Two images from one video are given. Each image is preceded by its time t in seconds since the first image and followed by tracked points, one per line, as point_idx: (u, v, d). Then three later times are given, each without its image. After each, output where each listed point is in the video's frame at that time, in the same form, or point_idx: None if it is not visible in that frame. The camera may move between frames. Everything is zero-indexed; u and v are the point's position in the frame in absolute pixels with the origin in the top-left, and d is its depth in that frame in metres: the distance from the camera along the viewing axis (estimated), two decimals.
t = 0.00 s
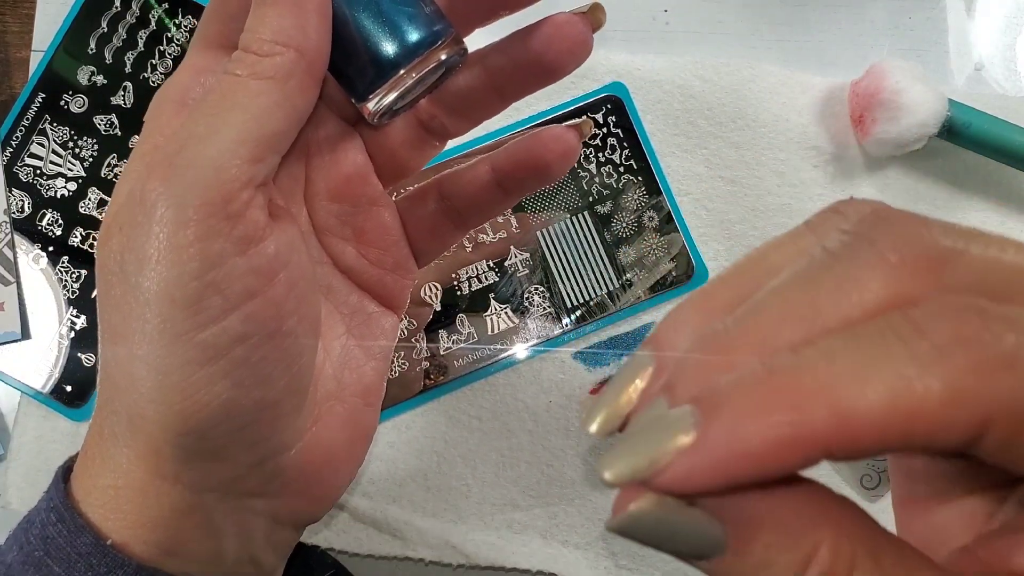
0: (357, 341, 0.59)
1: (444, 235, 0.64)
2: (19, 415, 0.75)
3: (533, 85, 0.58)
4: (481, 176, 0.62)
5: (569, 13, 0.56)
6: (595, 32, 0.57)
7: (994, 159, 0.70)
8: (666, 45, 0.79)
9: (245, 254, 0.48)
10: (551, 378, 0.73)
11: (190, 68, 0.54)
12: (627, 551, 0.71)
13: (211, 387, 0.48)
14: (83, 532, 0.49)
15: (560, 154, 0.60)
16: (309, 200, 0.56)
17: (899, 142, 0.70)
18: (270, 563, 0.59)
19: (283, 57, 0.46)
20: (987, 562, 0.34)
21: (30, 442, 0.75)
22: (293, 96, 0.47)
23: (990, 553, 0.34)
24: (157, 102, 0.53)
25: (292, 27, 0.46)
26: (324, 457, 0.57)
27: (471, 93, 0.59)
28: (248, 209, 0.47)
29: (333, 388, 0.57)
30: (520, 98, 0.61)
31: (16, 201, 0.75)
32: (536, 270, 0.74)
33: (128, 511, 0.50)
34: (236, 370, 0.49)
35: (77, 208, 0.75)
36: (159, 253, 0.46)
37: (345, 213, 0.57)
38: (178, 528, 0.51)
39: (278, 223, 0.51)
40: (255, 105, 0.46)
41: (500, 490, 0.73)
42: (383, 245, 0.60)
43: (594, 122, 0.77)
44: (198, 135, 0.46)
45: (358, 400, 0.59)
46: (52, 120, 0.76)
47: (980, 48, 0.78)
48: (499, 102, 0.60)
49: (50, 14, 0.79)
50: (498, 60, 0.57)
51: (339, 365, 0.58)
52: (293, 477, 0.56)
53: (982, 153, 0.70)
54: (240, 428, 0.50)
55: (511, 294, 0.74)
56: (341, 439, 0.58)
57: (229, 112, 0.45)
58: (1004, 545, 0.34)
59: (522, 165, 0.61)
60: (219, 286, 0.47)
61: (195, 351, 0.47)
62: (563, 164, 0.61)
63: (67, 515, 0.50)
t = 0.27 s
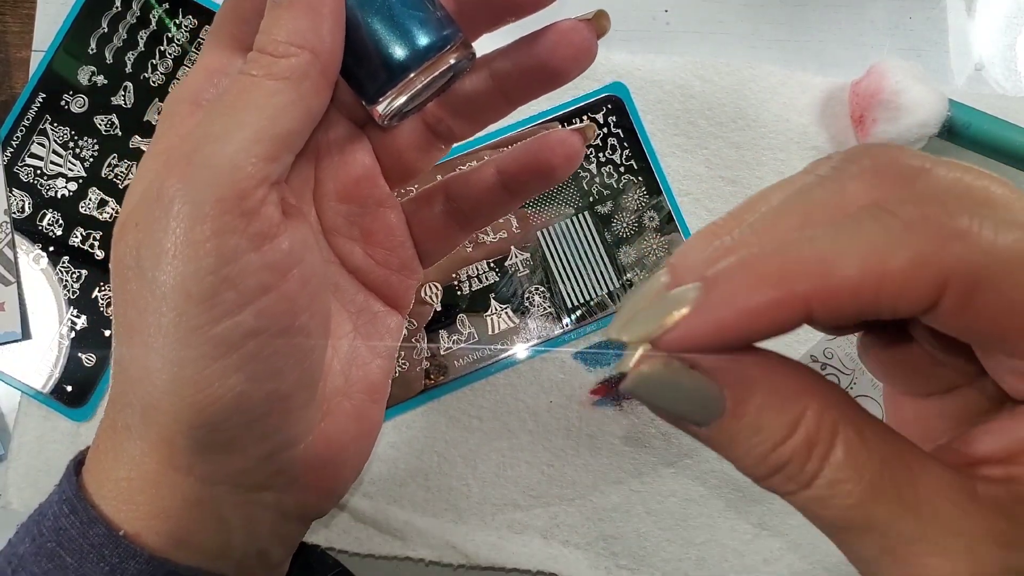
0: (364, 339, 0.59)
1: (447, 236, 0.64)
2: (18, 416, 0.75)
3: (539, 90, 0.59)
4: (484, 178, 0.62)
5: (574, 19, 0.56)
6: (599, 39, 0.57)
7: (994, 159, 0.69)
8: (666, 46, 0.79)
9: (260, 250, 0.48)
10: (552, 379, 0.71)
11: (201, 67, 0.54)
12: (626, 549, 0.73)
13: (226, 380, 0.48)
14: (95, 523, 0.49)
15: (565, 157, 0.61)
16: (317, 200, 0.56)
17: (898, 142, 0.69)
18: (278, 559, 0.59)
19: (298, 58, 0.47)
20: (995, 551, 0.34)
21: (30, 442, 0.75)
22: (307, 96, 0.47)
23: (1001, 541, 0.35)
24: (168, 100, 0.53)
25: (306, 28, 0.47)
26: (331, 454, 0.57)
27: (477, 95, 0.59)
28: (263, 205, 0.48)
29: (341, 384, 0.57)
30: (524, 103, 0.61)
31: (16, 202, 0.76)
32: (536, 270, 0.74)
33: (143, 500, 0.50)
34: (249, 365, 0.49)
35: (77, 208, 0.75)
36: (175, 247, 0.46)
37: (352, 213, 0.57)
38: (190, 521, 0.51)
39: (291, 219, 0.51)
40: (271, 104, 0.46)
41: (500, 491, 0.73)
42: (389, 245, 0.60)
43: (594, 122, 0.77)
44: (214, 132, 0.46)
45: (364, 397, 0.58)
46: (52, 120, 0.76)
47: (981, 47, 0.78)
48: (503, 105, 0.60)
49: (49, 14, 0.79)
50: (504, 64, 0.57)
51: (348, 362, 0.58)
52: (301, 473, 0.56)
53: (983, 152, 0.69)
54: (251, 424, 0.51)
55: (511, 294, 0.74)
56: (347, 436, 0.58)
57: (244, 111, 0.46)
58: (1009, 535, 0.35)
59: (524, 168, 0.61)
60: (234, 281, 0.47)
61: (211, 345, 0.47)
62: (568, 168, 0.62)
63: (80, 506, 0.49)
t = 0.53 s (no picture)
0: (365, 340, 0.59)
1: (448, 237, 0.64)
2: (18, 415, 0.75)
3: (540, 91, 0.58)
4: (485, 178, 0.62)
5: (577, 21, 0.56)
6: (602, 41, 0.58)
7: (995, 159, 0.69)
8: (667, 46, 0.79)
9: (264, 252, 0.48)
10: (552, 379, 0.75)
11: (203, 69, 0.54)
12: (626, 549, 0.73)
13: (230, 381, 0.48)
14: (98, 524, 0.48)
15: (565, 159, 0.61)
16: (320, 203, 0.56)
17: (900, 143, 0.69)
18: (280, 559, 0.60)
19: (302, 59, 0.47)
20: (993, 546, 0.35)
21: (30, 442, 0.75)
22: (311, 98, 0.48)
23: (999, 539, 0.35)
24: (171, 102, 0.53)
25: (310, 30, 0.47)
26: (333, 454, 0.57)
27: (478, 96, 0.59)
28: (267, 207, 0.48)
29: (343, 385, 0.57)
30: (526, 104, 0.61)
31: (16, 201, 0.75)
32: (536, 270, 0.74)
33: (146, 502, 0.50)
34: (253, 366, 0.49)
35: (77, 208, 0.75)
36: (179, 249, 0.46)
37: (354, 215, 0.57)
38: (194, 523, 0.51)
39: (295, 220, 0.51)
40: (275, 106, 0.46)
41: (500, 490, 0.73)
42: (391, 246, 0.60)
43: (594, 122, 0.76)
44: (218, 135, 0.46)
45: (365, 397, 0.59)
46: (52, 120, 0.76)
47: (981, 47, 0.78)
48: (505, 107, 0.60)
49: (49, 14, 0.79)
50: (506, 65, 0.57)
51: (350, 363, 0.58)
52: (304, 472, 0.56)
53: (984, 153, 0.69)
54: (254, 425, 0.51)
55: (511, 294, 0.74)
56: (349, 436, 0.58)
57: (247, 113, 0.46)
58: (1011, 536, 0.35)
59: (526, 168, 0.61)
60: (237, 283, 0.47)
61: (214, 346, 0.47)
62: (569, 168, 0.61)
63: (83, 507, 0.49)
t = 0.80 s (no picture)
0: (365, 343, 0.59)
1: (450, 237, 0.64)
2: (19, 415, 0.75)
3: (541, 91, 0.58)
4: (487, 179, 0.62)
5: (577, 22, 0.56)
6: (602, 42, 0.57)
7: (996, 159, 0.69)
8: (667, 46, 0.79)
9: (263, 254, 0.48)
10: (551, 379, 0.75)
11: (203, 70, 0.54)
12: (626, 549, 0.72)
13: (229, 384, 0.48)
14: (97, 527, 0.49)
15: (567, 160, 0.61)
16: (320, 204, 0.56)
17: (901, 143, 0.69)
18: (280, 561, 0.60)
19: (302, 61, 0.47)
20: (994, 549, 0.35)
21: (31, 442, 0.75)
22: (310, 99, 0.48)
23: (1000, 541, 0.35)
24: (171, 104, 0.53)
25: (310, 31, 0.47)
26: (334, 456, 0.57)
27: (479, 97, 0.59)
28: (267, 209, 0.48)
29: (343, 387, 0.57)
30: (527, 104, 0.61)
31: (16, 201, 0.75)
32: (536, 270, 0.74)
33: (145, 505, 0.50)
34: (252, 368, 0.49)
35: (77, 208, 0.75)
36: (179, 251, 0.46)
37: (354, 216, 0.57)
38: (193, 524, 0.51)
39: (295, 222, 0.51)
40: (275, 107, 0.46)
41: (500, 490, 0.73)
42: (392, 247, 0.60)
43: (593, 122, 0.76)
44: (218, 137, 0.46)
45: (365, 399, 0.59)
46: (52, 120, 0.76)
47: (981, 48, 0.78)
48: (506, 108, 0.60)
49: (50, 14, 0.79)
50: (507, 66, 0.57)
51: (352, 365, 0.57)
52: (305, 474, 0.56)
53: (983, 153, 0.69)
54: (254, 427, 0.51)
55: (511, 294, 0.74)
56: (349, 438, 0.58)
57: (247, 114, 0.46)
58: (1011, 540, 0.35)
59: (528, 168, 0.61)
60: (237, 285, 0.47)
61: (213, 349, 0.47)
62: (571, 169, 0.61)
63: (81, 510, 0.49)
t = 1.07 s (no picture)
0: (368, 342, 0.59)
1: (452, 239, 0.65)
2: (19, 415, 0.75)
3: (544, 93, 0.58)
4: (490, 181, 0.62)
5: (581, 24, 0.56)
6: (606, 44, 0.57)
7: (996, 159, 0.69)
8: (667, 46, 0.79)
9: (268, 255, 0.48)
10: (551, 379, 0.75)
11: (206, 72, 0.54)
12: (626, 549, 0.73)
13: (232, 385, 0.48)
14: (101, 527, 0.48)
15: (570, 162, 0.61)
16: (323, 205, 0.56)
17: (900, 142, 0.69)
18: (283, 561, 0.59)
19: (306, 63, 0.46)
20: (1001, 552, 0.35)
21: (30, 442, 0.75)
22: (314, 101, 0.47)
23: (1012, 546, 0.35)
24: (175, 105, 0.53)
25: (314, 33, 0.46)
26: (336, 457, 0.57)
27: (483, 99, 0.59)
28: (271, 211, 0.48)
29: (346, 387, 0.57)
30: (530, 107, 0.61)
31: (16, 201, 0.75)
32: (536, 270, 0.74)
33: (149, 505, 0.50)
34: (256, 370, 0.49)
35: (77, 208, 0.75)
36: (183, 253, 0.46)
37: (357, 218, 0.57)
38: (197, 526, 0.51)
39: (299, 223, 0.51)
40: (279, 110, 0.46)
41: (500, 490, 0.73)
42: (395, 249, 0.60)
43: (593, 122, 0.76)
44: (223, 138, 0.46)
45: (368, 400, 0.59)
46: (52, 120, 0.76)
47: (980, 48, 0.78)
48: (508, 110, 0.60)
49: (50, 14, 0.79)
50: (511, 69, 0.57)
51: (353, 365, 0.58)
52: (308, 475, 0.56)
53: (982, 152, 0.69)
54: (257, 429, 0.51)
55: (511, 294, 0.74)
56: (352, 439, 0.58)
57: (252, 116, 0.46)
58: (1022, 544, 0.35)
59: (531, 171, 0.61)
60: (241, 287, 0.47)
61: (217, 350, 0.47)
62: (574, 171, 0.61)
63: (86, 510, 0.49)
